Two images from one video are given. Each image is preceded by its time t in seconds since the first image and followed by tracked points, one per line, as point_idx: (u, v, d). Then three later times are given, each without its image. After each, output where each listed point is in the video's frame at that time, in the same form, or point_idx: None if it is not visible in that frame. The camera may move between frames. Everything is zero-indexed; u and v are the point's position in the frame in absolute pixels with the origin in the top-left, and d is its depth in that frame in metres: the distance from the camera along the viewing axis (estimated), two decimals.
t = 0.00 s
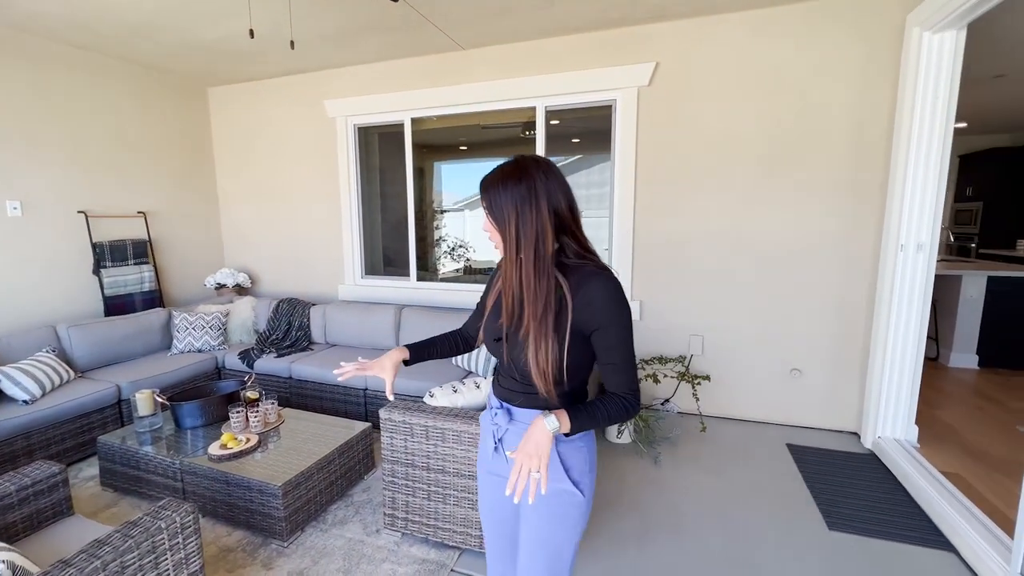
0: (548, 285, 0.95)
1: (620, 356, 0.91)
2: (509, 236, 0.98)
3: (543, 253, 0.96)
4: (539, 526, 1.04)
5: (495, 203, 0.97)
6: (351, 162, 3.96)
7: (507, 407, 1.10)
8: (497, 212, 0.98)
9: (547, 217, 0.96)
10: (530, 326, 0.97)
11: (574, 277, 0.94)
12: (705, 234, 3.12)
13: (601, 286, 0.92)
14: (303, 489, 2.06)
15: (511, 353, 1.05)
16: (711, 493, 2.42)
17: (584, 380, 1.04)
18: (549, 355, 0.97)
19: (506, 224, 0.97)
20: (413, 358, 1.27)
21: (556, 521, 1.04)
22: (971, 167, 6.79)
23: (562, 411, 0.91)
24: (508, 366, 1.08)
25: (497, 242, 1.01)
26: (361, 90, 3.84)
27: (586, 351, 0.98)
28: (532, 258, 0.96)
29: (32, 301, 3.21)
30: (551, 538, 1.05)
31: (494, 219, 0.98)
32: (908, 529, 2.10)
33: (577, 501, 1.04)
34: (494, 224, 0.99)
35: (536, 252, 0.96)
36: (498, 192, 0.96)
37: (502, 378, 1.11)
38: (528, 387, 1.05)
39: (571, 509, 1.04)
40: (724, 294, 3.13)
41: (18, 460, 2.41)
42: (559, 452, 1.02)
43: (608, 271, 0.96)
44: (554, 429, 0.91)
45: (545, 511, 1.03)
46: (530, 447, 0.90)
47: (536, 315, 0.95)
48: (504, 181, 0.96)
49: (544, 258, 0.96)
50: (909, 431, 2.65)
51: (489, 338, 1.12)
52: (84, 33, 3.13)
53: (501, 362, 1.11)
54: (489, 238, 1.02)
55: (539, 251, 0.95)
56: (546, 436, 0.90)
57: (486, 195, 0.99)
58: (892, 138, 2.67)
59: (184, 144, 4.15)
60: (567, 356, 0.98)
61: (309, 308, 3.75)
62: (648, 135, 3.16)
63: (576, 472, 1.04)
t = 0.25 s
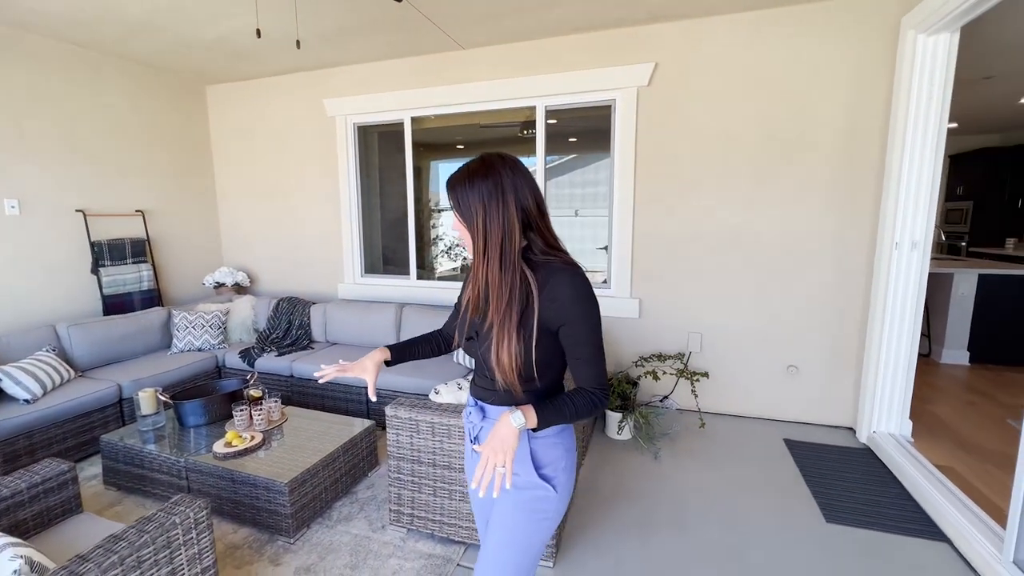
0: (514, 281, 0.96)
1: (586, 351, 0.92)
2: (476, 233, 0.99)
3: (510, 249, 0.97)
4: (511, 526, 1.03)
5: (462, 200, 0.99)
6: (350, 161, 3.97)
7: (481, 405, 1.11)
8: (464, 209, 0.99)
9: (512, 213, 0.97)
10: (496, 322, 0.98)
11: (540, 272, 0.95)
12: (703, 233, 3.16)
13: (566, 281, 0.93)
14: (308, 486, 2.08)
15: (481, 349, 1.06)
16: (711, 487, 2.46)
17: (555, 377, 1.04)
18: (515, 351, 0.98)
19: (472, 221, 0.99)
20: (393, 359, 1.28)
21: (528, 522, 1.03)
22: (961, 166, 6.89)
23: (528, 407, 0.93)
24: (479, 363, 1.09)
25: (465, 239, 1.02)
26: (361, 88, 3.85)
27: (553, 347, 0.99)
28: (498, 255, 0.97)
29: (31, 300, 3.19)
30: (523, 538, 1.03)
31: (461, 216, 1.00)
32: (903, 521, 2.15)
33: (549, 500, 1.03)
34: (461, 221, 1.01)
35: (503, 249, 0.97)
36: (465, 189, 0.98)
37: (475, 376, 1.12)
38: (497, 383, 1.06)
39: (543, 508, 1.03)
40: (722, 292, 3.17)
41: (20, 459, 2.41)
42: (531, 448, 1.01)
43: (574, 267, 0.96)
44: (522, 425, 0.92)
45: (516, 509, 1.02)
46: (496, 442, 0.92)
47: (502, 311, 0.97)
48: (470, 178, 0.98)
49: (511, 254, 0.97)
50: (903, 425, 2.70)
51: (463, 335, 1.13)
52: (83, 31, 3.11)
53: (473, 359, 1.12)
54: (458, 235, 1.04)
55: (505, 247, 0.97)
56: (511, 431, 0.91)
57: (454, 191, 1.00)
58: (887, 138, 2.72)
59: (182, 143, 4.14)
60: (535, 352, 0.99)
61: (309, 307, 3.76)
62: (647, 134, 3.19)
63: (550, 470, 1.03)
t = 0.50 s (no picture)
0: (487, 288, 0.92)
1: (558, 366, 0.88)
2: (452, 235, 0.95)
3: (485, 252, 0.93)
4: (480, 542, 1.00)
5: (438, 200, 0.95)
6: (354, 159, 3.98)
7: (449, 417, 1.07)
8: (441, 210, 0.95)
9: (489, 216, 0.93)
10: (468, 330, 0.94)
11: (515, 279, 0.91)
12: (705, 232, 3.19)
13: (540, 290, 0.89)
14: (318, 482, 2.10)
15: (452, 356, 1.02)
16: (714, 482, 2.49)
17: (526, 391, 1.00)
18: (485, 360, 0.94)
19: (448, 223, 0.95)
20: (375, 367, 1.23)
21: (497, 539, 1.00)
22: (959, 165, 6.94)
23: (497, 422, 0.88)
24: (449, 371, 1.05)
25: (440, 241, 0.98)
26: (364, 88, 3.86)
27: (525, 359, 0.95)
28: (474, 259, 0.93)
29: (36, 299, 3.20)
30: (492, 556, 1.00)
31: (437, 216, 0.96)
32: (904, 516, 2.18)
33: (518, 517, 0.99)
34: (437, 221, 0.97)
35: (478, 253, 0.93)
36: (442, 189, 0.94)
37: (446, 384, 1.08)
38: (466, 393, 1.02)
39: (513, 526, 1.00)
40: (724, 290, 3.20)
41: (29, 457, 2.42)
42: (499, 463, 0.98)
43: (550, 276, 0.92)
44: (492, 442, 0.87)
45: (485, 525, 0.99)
46: (462, 461, 0.86)
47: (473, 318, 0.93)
48: (448, 177, 0.94)
49: (486, 259, 0.93)
50: (904, 422, 2.73)
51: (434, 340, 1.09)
52: (87, 30, 3.12)
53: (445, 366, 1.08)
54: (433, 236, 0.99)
55: (480, 252, 0.93)
56: (479, 449, 0.86)
57: (431, 190, 0.96)
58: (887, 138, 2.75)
59: (186, 142, 4.14)
60: (505, 363, 0.95)
61: (313, 305, 3.77)
62: (650, 134, 3.21)
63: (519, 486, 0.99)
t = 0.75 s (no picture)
0: (449, 288, 0.84)
1: (523, 378, 0.81)
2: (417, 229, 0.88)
3: (451, 250, 0.86)
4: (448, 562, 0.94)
5: (404, 190, 0.87)
6: (361, 158, 4.00)
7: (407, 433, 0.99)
8: (407, 201, 0.88)
9: (458, 212, 0.86)
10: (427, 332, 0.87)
11: (481, 281, 0.84)
12: (712, 230, 3.20)
13: (508, 295, 0.81)
14: (332, 477, 2.12)
15: (410, 360, 0.95)
16: (722, 479, 2.51)
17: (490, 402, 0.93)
18: (442, 366, 0.87)
19: (414, 215, 0.87)
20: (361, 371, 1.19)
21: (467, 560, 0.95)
22: (965, 164, 6.93)
23: (469, 447, 0.79)
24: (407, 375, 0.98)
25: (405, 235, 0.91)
26: (372, 87, 3.88)
27: (488, 368, 0.88)
28: (438, 256, 0.86)
29: (48, 296, 3.23)
30: None
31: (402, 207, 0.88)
32: (911, 512, 2.20)
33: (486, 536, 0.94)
34: (403, 212, 0.89)
35: (443, 250, 0.86)
36: (410, 178, 0.86)
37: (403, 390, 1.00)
38: (421, 402, 0.94)
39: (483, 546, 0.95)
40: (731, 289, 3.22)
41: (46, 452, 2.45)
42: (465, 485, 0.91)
43: (519, 281, 0.85)
44: (460, 469, 0.78)
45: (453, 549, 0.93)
46: (434, 493, 0.79)
47: (433, 321, 0.85)
48: (417, 166, 0.86)
49: (451, 258, 0.86)
50: (910, 419, 2.75)
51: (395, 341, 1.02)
52: (99, 31, 3.15)
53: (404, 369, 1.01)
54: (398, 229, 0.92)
55: (445, 249, 0.86)
56: (450, 479, 0.78)
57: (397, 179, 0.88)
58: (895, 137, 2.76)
59: (195, 141, 4.18)
60: (466, 371, 0.87)
61: (322, 303, 3.81)
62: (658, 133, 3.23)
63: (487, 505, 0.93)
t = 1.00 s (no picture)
0: (415, 289, 0.73)
1: (495, 392, 0.67)
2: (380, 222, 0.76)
3: (418, 246, 0.74)
4: None
5: (365, 178, 0.76)
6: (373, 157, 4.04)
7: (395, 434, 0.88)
8: (368, 191, 0.76)
9: (423, 202, 0.74)
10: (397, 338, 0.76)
11: (450, 280, 0.71)
12: (722, 229, 3.21)
13: (477, 294, 0.68)
14: (348, 472, 2.16)
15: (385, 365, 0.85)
16: (734, 477, 2.52)
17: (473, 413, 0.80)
18: (414, 375, 0.76)
19: (376, 208, 0.76)
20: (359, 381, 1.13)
21: None
22: (977, 163, 6.87)
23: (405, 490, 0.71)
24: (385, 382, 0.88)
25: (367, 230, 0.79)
26: (384, 88, 3.92)
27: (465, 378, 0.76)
28: (403, 253, 0.74)
29: (68, 294, 3.29)
30: None
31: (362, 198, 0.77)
32: (924, 510, 2.20)
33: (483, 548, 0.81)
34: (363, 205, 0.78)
35: (407, 246, 0.74)
36: (369, 166, 0.75)
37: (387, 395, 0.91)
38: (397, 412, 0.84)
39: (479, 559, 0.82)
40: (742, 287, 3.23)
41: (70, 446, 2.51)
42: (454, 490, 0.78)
43: (495, 277, 0.72)
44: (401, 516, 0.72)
45: (444, 563, 0.81)
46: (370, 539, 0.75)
47: (401, 325, 0.75)
48: (375, 151, 0.74)
49: (418, 254, 0.74)
50: (923, 418, 2.75)
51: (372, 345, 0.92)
52: (116, 32, 3.20)
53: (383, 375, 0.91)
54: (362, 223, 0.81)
55: (410, 246, 0.74)
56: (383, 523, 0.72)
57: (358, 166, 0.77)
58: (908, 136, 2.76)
59: (209, 141, 4.23)
60: (440, 380, 0.76)
61: (335, 301, 3.85)
62: (669, 132, 3.24)
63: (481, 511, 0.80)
